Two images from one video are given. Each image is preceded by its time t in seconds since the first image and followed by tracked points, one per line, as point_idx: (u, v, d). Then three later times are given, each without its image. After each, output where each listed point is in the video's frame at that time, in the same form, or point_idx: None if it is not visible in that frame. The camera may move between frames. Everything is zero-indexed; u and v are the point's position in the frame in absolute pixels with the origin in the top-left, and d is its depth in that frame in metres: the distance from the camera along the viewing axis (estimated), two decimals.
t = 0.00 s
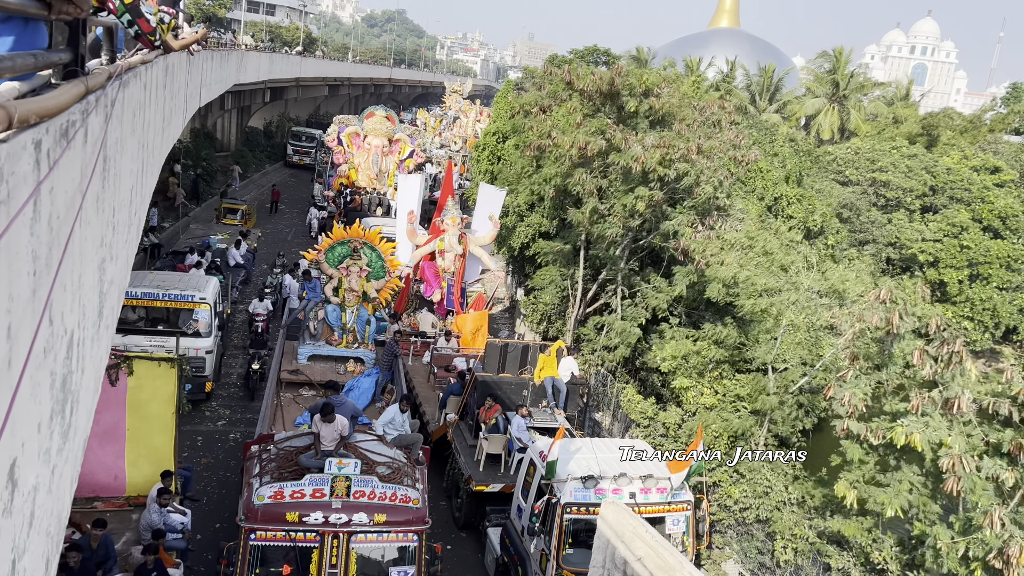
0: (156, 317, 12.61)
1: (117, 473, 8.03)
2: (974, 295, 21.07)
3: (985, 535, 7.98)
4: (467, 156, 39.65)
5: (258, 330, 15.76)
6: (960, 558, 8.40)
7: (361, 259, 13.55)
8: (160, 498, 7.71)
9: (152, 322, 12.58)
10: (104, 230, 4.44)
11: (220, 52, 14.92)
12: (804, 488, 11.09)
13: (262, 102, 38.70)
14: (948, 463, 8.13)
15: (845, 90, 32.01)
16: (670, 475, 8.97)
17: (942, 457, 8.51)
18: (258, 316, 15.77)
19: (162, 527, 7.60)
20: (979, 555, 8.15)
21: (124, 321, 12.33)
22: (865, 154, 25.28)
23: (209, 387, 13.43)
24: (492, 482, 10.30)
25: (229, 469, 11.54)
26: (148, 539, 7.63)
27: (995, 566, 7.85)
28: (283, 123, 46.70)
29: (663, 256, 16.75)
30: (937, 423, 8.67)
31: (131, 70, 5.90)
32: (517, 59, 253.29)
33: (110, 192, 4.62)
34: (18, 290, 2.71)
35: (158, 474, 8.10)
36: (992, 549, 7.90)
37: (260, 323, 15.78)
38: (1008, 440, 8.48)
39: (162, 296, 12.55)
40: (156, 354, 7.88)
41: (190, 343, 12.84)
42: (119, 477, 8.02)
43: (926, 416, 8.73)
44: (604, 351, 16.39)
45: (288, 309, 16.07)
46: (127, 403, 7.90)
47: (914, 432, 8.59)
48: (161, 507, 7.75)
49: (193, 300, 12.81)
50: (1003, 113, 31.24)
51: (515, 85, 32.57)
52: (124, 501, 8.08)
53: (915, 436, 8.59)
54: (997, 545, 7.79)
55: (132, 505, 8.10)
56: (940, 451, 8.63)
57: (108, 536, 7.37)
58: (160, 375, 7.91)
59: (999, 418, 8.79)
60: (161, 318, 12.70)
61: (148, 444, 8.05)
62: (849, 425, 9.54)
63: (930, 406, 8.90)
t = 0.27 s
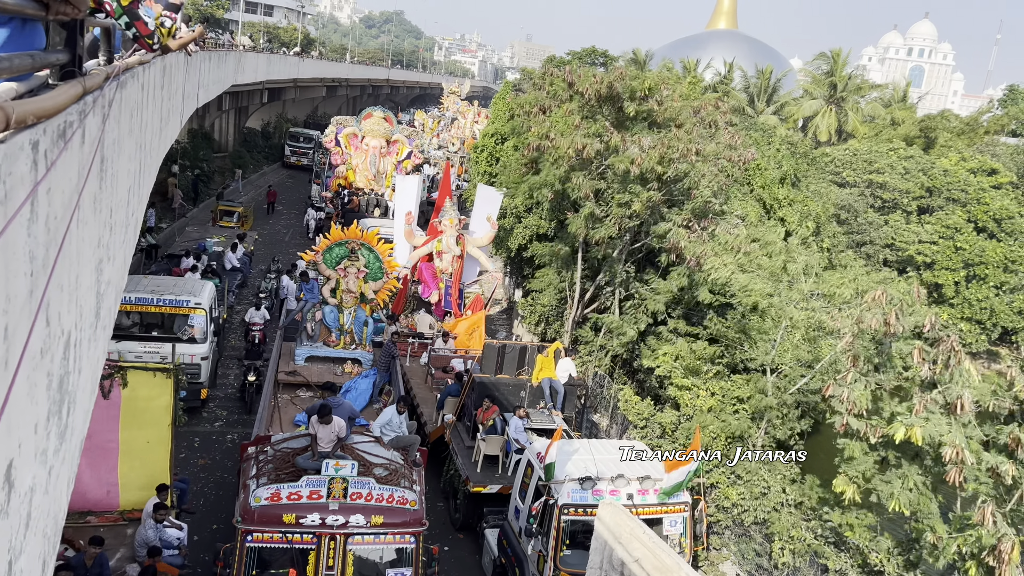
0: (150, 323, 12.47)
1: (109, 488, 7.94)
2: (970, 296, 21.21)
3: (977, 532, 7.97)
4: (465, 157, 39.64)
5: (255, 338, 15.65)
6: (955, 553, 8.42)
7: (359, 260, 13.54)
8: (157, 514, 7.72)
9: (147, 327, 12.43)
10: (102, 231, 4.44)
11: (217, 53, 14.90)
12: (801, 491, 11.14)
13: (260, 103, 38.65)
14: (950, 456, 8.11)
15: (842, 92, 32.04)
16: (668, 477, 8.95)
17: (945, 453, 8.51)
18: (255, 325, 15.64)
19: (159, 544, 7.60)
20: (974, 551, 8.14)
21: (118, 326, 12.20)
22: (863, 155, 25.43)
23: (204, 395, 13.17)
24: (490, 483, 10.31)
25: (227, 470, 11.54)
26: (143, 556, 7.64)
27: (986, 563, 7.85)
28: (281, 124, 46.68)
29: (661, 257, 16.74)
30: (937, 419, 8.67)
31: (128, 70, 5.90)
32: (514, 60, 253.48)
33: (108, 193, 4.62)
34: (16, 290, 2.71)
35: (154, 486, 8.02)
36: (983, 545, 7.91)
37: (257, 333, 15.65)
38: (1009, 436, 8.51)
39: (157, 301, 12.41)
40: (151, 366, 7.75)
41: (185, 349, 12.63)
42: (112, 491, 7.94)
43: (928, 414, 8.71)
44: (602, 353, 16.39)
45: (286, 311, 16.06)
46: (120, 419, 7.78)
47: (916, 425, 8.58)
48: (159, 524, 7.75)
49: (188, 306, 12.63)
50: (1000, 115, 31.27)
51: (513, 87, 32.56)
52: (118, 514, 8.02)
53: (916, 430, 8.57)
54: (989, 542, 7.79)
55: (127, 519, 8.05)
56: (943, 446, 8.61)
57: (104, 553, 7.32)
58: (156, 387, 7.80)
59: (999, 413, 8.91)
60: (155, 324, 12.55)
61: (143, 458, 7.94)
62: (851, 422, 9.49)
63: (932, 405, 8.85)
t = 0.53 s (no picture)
0: (145, 329, 12.10)
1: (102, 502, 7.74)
2: (968, 296, 21.51)
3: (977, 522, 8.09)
4: (463, 159, 39.66)
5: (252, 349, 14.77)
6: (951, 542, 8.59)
7: (356, 262, 13.54)
8: (151, 530, 7.36)
9: (141, 334, 12.05)
10: (99, 231, 4.43)
11: (215, 54, 14.87)
12: (799, 492, 11.01)
13: (257, 104, 38.60)
14: (955, 457, 8.13)
15: (840, 93, 32.08)
16: (666, 478, 8.95)
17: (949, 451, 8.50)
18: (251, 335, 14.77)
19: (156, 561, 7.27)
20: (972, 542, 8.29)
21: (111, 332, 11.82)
22: (861, 156, 25.46)
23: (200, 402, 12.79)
24: (487, 484, 10.29)
25: (224, 472, 11.52)
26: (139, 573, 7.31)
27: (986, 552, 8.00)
28: (279, 125, 46.68)
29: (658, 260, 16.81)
30: (940, 416, 8.66)
31: (127, 71, 5.89)
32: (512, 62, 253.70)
33: (105, 194, 4.61)
34: (12, 292, 2.70)
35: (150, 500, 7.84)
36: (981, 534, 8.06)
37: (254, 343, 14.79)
38: (1014, 433, 8.49)
39: (151, 307, 12.02)
40: (146, 377, 7.69)
41: (180, 356, 12.23)
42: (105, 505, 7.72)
43: (930, 412, 8.70)
44: (600, 354, 16.40)
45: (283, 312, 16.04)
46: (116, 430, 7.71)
47: (920, 425, 8.59)
48: (152, 538, 7.38)
49: (183, 312, 12.25)
50: (997, 117, 31.38)
51: (512, 88, 32.59)
52: (112, 530, 7.75)
53: (919, 430, 8.60)
54: (988, 531, 7.94)
55: (122, 535, 7.76)
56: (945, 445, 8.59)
57: None
58: (152, 398, 7.74)
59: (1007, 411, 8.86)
60: (150, 330, 12.16)
61: (139, 470, 7.84)
62: (845, 422, 9.50)
63: (933, 401, 8.78)
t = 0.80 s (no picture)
0: (140, 336, 12.04)
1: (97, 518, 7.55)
2: (968, 297, 21.76)
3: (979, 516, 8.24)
4: (461, 160, 39.68)
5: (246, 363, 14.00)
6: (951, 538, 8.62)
7: (355, 263, 13.54)
8: (146, 548, 7.21)
9: (136, 340, 11.99)
10: (97, 233, 4.43)
11: (213, 55, 14.85)
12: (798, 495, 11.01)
13: (256, 106, 38.58)
14: (957, 452, 8.18)
15: (837, 95, 32.11)
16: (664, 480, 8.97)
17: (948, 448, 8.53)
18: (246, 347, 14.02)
19: None
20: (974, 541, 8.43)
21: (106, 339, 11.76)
22: (858, 158, 25.24)
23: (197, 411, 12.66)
24: (486, 486, 10.27)
25: (222, 474, 11.50)
26: None
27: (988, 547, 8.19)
28: (277, 126, 46.66)
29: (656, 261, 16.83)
30: (941, 414, 8.68)
31: (125, 73, 5.89)
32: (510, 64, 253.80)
33: (103, 196, 4.60)
34: (10, 293, 2.70)
35: (145, 515, 7.64)
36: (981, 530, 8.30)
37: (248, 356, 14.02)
38: (1012, 435, 8.49)
39: (146, 313, 11.97)
40: (143, 390, 7.55)
41: (175, 363, 12.14)
42: (100, 520, 7.53)
43: (932, 408, 8.73)
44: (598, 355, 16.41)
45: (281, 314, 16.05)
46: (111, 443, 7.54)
47: (920, 423, 8.62)
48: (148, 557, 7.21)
49: (179, 318, 12.18)
50: (994, 119, 31.44)
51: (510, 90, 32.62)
52: (106, 547, 7.55)
53: (919, 427, 8.63)
54: (991, 523, 8.07)
55: (116, 553, 7.57)
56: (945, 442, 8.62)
57: None
58: (149, 411, 7.58)
59: (1003, 413, 8.77)
60: (146, 336, 12.10)
61: (134, 485, 7.66)
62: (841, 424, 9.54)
63: (936, 400, 8.85)
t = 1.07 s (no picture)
0: (136, 344, 11.83)
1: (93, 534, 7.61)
2: (967, 298, 22.15)
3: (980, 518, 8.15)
4: (459, 162, 39.70)
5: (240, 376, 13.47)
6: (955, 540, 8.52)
7: (353, 266, 13.54)
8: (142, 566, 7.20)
9: (131, 348, 11.78)
10: (95, 235, 4.43)
11: (211, 57, 14.83)
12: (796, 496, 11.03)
13: (254, 108, 38.54)
14: (954, 450, 8.15)
15: (835, 97, 32.12)
16: (663, 481, 8.95)
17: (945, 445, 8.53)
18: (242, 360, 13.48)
19: None
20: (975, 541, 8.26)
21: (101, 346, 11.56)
22: (857, 160, 25.17)
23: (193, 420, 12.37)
24: (484, 488, 10.26)
25: (220, 477, 11.48)
26: None
27: (988, 548, 8.04)
28: (276, 128, 46.63)
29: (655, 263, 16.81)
30: (937, 411, 8.67)
31: (124, 75, 5.88)
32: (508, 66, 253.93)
33: (102, 198, 4.60)
34: (8, 295, 2.69)
35: (141, 532, 7.66)
36: (983, 531, 8.14)
37: (243, 370, 13.50)
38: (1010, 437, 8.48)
39: (141, 320, 11.72)
40: (139, 405, 7.65)
41: (171, 371, 11.83)
42: (96, 536, 7.58)
43: (929, 406, 8.74)
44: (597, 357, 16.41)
45: (280, 316, 16.01)
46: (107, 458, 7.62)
47: (918, 418, 8.66)
48: None
49: (175, 325, 11.91)
50: (991, 121, 31.45)
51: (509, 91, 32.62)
52: (101, 564, 7.58)
53: (917, 423, 8.61)
54: (993, 527, 7.96)
55: (111, 571, 7.56)
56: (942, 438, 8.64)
57: None
58: (144, 426, 7.67)
59: (998, 414, 8.65)
60: (141, 344, 11.88)
61: (130, 502, 7.69)
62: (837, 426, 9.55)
63: (933, 398, 8.84)
